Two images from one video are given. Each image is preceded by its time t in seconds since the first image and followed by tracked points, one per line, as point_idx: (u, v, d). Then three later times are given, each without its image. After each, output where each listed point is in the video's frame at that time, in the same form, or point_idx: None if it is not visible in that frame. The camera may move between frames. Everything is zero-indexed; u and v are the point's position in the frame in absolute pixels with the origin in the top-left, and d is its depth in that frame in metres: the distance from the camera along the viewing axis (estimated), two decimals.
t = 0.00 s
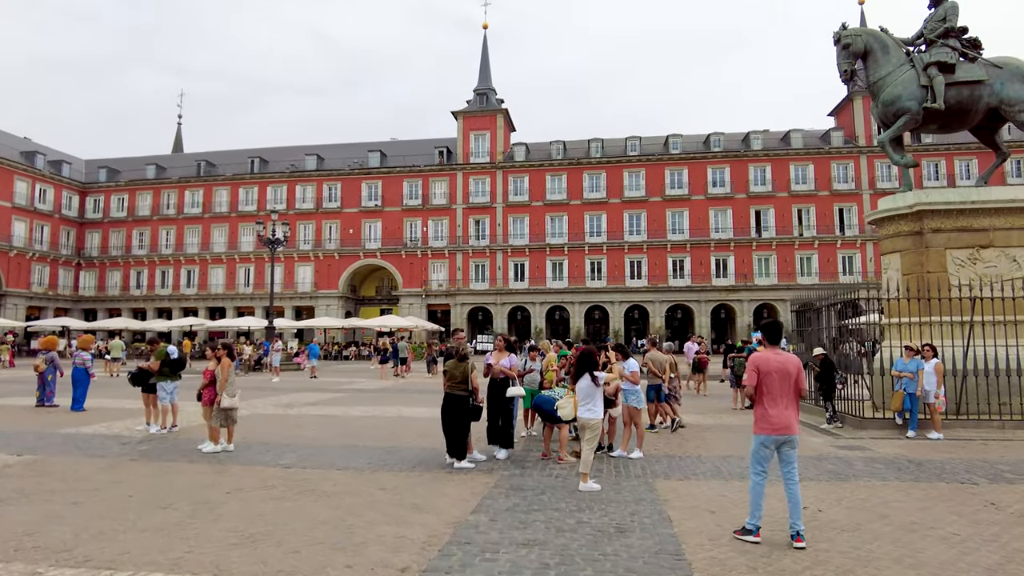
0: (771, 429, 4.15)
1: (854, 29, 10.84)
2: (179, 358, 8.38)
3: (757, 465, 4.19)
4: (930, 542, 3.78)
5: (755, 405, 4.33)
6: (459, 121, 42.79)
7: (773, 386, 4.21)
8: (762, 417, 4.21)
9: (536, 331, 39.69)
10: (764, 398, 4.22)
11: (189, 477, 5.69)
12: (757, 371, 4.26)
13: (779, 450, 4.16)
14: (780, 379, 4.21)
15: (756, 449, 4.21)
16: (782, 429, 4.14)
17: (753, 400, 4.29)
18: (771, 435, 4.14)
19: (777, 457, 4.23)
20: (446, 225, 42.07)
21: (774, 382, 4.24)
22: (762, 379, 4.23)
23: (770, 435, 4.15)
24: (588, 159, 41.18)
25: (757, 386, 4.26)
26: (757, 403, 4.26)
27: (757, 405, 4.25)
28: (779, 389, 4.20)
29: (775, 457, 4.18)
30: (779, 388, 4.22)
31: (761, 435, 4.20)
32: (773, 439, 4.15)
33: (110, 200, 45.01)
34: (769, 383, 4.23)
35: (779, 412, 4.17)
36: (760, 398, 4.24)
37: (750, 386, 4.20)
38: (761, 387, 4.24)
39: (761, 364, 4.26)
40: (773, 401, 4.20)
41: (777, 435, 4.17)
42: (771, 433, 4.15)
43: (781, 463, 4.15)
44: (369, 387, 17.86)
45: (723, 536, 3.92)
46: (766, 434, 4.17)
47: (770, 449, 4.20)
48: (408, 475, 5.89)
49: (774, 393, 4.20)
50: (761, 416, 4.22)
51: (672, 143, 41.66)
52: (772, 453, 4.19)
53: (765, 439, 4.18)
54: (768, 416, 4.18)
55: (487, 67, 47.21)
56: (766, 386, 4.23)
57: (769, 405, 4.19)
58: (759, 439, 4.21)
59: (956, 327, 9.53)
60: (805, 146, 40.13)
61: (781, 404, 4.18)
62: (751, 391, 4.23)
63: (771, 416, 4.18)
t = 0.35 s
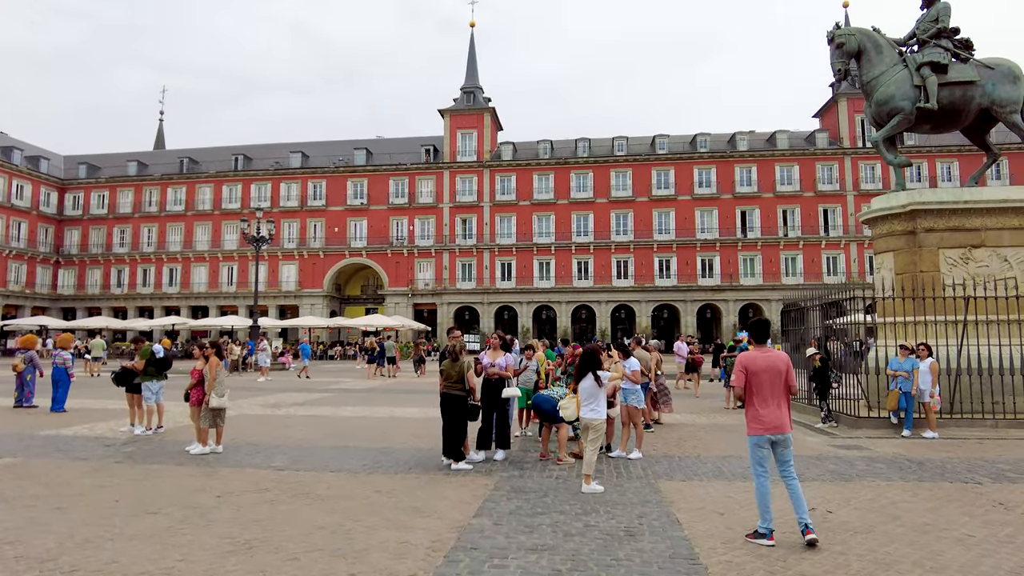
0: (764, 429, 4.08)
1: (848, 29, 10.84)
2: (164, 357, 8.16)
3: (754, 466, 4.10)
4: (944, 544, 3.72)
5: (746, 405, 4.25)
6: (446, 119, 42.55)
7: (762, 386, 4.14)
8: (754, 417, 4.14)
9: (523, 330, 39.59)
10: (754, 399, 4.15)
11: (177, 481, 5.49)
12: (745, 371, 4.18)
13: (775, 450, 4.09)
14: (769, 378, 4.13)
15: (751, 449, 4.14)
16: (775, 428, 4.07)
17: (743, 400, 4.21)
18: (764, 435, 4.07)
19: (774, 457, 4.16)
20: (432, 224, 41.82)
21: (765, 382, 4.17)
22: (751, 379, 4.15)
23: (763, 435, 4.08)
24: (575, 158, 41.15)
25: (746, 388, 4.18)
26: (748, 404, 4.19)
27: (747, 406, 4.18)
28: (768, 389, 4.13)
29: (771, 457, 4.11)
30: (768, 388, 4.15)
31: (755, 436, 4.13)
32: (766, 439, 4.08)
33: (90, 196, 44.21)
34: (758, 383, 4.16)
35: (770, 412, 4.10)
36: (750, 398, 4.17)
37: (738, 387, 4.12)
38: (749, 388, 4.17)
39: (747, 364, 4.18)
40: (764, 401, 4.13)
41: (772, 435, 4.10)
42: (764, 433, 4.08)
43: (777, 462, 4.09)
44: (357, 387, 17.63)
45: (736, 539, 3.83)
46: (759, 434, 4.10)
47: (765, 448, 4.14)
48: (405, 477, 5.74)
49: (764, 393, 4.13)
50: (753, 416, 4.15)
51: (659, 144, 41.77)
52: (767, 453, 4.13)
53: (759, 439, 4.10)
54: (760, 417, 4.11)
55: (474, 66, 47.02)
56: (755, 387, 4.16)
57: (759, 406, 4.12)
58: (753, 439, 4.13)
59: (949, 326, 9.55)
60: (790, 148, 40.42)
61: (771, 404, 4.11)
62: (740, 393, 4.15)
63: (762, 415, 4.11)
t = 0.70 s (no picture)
0: (758, 433, 4.02)
1: (834, 32, 10.95)
2: (142, 359, 7.90)
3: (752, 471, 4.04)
4: (948, 548, 3.71)
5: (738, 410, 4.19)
6: (426, 119, 42.28)
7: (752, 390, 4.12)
8: (745, 422, 4.08)
9: (503, 331, 39.49)
10: (748, 403, 4.09)
11: (157, 488, 5.28)
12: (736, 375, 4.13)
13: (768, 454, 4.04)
14: (762, 382, 4.09)
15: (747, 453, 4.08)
16: (769, 432, 4.02)
17: (735, 405, 4.14)
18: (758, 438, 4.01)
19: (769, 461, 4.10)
20: (412, 225, 41.50)
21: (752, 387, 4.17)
22: (744, 383, 4.09)
23: (756, 438, 4.02)
24: (556, 160, 41.17)
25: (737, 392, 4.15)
26: (741, 408, 4.13)
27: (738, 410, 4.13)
28: (761, 392, 4.08)
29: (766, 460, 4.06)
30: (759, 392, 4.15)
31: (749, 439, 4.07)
32: (759, 442, 4.02)
33: (60, 194, 43.15)
34: (751, 387, 4.11)
35: (764, 415, 4.04)
36: (743, 403, 4.11)
37: (729, 390, 4.07)
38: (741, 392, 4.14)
39: (740, 367, 4.13)
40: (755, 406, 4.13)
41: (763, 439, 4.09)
42: (759, 437, 4.02)
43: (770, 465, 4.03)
44: (339, 389, 17.37)
45: (742, 546, 3.76)
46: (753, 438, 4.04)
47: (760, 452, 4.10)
48: (396, 483, 5.60)
49: (757, 396, 4.07)
50: (745, 421, 4.10)
51: (639, 146, 41.96)
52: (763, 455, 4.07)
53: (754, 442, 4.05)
54: (754, 421, 4.04)
55: (455, 66, 46.81)
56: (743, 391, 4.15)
57: (753, 409, 4.06)
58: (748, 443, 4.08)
59: (933, 329, 9.67)
60: (768, 151, 40.88)
61: (765, 407, 4.06)
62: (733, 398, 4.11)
63: (755, 419, 4.04)
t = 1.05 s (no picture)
0: (733, 431, 4.00)
1: (797, 38, 11.22)
2: (91, 360, 7.50)
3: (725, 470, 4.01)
4: (920, 546, 3.75)
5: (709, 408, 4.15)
6: (387, 116, 41.73)
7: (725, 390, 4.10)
8: (718, 420, 4.06)
9: (465, 332, 39.27)
10: (722, 402, 4.06)
11: (107, 498, 4.98)
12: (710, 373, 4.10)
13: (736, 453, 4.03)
14: (736, 381, 4.08)
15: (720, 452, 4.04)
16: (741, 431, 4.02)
17: (708, 403, 4.10)
18: (730, 437, 3.99)
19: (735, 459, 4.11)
20: (373, 223, 40.89)
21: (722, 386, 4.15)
22: (720, 381, 4.07)
23: (731, 437, 3.99)
24: (518, 161, 41.16)
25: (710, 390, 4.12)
26: (714, 407, 4.09)
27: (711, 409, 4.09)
28: (734, 391, 4.07)
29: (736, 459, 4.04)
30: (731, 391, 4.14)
31: (721, 439, 4.05)
32: (732, 441, 4.00)
33: None
34: (725, 386, 4.09)
35: (737, 414, 4.04)
36: (716, 401, 4.08)
37: (707, 388, 4.03)
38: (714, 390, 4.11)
39: (716, 366, 4.10)
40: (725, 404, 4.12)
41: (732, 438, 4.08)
42: (732, 436, 4.01)
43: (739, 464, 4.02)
44: (298, 391, 16.94)
45: (721, 547, 3.73)
46: (726, 437, 4.01)
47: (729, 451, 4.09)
48: (363, 487, 5.41)
49: (732, 395, 4.06)
50: (717, 419, 4.07)
51: (600, 148, 42.31)
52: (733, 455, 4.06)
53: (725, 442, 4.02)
54: (728, 420, 4.02)
55: (417, 64, 46.37)
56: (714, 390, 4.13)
57: (728, 408, 4.02)
58: (720, 443, 4.05)
59: (889, 329, 9.94)
60: (726, 155, 41.73)
61: (738, 406, 4.06)
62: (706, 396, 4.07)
63: (728, 418, 4.03)
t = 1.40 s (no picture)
0: (700, 429, 3.95)
1: (761, 41, 11.41)
2: (30, 363, 7.07)
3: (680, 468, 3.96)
4: (893, 541, 3.78)
5: (673, 404, 4.06)
6: (347, 111, 40.94)
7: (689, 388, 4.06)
8: (686, 417, 3.97)
9: (426, 331, 38.87)
10: (692, 399, 4.00)
11: (50, 508, 4.64)
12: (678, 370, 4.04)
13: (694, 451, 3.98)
14: (704, 381, 4.07)
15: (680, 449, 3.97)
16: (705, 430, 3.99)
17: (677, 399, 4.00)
18: (699, 434, 3.94)
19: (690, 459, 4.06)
20: (331, 220, 40.12)
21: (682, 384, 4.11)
22: (693, 378, 4.01)
23: (701, 434, 3.94)
24: (480, 159, 40.94)
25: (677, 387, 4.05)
26: (682, 403, 4.01)
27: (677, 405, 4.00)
28: (702, 391, 4.05)
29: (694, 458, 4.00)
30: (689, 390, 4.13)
31: (685, 436, 3.97)
32: (698, 438, 3.95)
33: None
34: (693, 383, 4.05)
35: (703, 414, 4.01)
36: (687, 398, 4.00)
37: (688, 384, 3.93)
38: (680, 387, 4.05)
39: (689, 362, 4.05)
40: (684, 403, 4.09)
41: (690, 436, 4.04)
42: (699, 434, 3.94)
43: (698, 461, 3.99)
44: (255, 392, 16.44)
45: (701, 549, 3.68)
46: (692, 435, 3.94)
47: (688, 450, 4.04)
48: (328, 493, 5.20)
49: (701, 395, 4.04)
50: (683, 416, 3.99)
51: (562, 148, 42.41)
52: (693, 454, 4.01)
53: (689, 439, 3.95)
54: (697, 417, 3.95)
55: (377, 59, 45.67)
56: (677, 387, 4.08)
57: (698, 405, 3.97)
58: (684, 440, 3.97)
59: (848, 328, 10.17)
60: (685, 157, 42.38)
61: (704, 405, 4.03)
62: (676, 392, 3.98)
63: (698, 415, 3.97)
